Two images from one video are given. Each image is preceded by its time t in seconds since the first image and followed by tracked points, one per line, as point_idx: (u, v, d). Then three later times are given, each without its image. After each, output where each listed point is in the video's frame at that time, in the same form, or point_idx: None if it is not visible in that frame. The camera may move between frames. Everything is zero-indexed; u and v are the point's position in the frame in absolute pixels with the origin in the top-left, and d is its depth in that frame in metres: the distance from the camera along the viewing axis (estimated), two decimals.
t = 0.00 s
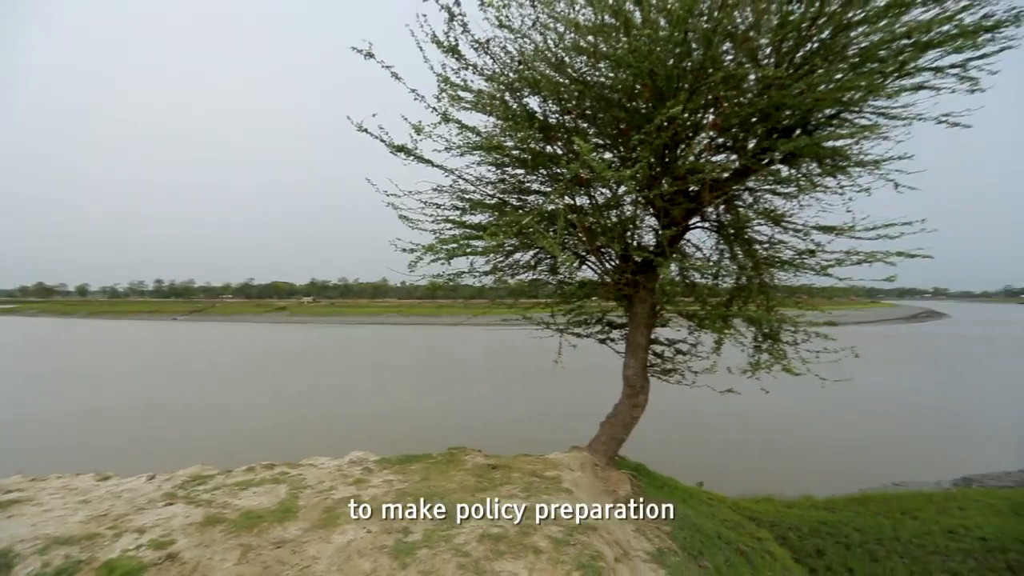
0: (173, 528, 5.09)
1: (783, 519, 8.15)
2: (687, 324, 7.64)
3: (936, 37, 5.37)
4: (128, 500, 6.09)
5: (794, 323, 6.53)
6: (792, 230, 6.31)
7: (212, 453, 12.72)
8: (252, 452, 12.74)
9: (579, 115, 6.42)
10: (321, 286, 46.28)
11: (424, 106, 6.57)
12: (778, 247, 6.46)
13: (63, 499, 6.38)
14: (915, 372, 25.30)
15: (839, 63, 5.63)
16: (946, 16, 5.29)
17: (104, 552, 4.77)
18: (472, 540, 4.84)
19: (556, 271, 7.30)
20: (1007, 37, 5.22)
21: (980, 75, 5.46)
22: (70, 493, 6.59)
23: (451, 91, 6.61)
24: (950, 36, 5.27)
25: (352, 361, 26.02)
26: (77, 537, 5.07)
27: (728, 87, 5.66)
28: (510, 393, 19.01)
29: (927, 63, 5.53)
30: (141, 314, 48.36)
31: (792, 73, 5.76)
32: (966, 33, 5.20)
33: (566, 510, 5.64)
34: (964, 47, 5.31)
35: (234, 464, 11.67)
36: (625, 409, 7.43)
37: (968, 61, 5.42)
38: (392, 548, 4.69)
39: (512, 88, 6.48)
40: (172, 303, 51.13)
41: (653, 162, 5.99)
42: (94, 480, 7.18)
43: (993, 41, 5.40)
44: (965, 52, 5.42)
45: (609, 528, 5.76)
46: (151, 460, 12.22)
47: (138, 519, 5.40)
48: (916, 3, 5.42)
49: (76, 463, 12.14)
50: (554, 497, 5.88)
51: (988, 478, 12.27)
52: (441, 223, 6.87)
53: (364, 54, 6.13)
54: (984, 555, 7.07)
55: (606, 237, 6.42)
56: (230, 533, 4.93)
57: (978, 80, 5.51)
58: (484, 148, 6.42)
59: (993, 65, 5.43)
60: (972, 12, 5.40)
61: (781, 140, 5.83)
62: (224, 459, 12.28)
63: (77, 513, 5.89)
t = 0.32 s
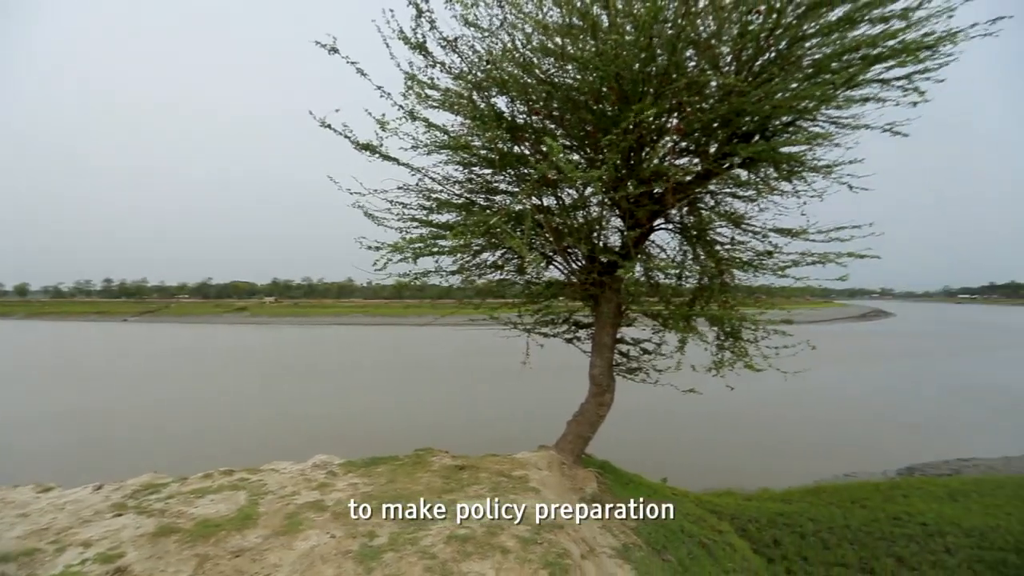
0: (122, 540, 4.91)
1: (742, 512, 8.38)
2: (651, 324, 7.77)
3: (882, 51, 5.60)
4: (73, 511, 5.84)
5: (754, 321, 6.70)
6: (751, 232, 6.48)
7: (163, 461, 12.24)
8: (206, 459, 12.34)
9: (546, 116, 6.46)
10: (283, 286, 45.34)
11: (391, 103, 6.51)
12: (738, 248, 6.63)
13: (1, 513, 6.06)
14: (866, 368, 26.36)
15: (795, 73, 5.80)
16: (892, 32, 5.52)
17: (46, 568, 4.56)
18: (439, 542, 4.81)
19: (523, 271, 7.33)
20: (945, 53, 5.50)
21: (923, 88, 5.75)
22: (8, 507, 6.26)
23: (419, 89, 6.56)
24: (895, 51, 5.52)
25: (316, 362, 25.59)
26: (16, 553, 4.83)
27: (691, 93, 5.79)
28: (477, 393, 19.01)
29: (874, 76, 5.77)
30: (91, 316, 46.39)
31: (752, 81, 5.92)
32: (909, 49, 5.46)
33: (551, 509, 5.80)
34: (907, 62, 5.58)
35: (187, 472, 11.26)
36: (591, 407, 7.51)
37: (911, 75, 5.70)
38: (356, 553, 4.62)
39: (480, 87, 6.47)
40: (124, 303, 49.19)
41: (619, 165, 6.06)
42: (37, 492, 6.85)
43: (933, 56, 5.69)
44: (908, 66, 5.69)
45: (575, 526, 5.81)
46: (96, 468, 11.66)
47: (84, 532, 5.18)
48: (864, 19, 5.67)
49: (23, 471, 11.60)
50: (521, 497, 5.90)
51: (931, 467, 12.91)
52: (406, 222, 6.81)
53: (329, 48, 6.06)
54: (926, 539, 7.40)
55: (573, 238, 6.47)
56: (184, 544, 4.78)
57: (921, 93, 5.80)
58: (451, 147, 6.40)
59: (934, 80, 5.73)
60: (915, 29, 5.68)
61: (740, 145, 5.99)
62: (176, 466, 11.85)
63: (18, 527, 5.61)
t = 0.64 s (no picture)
0: (76, 552, 4.74)
1: (710, 507, 8.54)
2: (623, 323, 7.85)
3: (842, 60, 5.76)
4: (24, 523, 5.60)
5: (723, 321, 6.82)
6: (720, 234, 6.60)
7: (123, 467, 11.84)
8: (165, 465, 11.95)
9: (519, 117, 6.47)
10: (250, 286, 44.41)
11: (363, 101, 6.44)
12: (708, 250, 6.75)
13: None
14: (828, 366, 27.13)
15: (761, 78, 5.92)
16: (851, 42, 5.69)
17: None
18: (411, 544, 4.77)
19: (496, 271, 7.33)
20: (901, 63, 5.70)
21: (880, 97, 5.94)
22: None
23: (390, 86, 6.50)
24: (854, 60, 5.68)
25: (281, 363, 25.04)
26: None
27: (661, 96, 5.88)
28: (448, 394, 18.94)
29: (835, 83, 5.94)
30: (45, 317, 44.57)
31: (720, 86, 6.04)
32: (867, 58, 5.64)
33: (523, 509, 5.80)
34: (865, 70, 5.75)
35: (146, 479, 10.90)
36: (565, 406, 7.55)
37: (869, 84, 5.88)
38: (326, 558, 4.54)
39: (453, 87, 6.45)
40: (80, 303, 47.40)
41: (591, 166, 6.11)
42: None
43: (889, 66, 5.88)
44: (867, 74, 5.87)
45: (548, 525, 5.84)
46: (53, 475, 11.24)
47: (35, 545, 4.98)
48: (825, 29, 5.84)
49: None
50: (494, 497, 5.91)
51: (887, 460, 13.38)
52: (378, 221, 6.75)
53: (299, 43, 5.96)
54: (882, 527, 7.64)
55: (546, 238, 6.47)
56: (144, 554, 4.63)
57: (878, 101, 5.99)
58: (424, 146, 6.35)
59: (890, 88, 5.92)
60: (873, 40, 5.87)
61: (709, 149, 6.09)
62: (130, 473, 11.42)
63: None
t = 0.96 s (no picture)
0: (27, 565, 4.55)
1: (680, 503, 8.67)
2: (596, 323, 7.91)
3: (806, 66, 5.91)
4: None
5: (693, 321, 6.91)
6: (691, 235, 6.70)
7: (82, 473, 11.44)
8: (123, 471, 11.55)
9: (493, 117, 6.46)
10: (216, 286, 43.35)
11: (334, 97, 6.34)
12: (679, 250, 6.84)
13: None
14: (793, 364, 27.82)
15: (730, 83, 6.03)
16: (814, 49, 5.85)
17: None
18: (383, 547, 4.72)
19: (470, 271, 7.30)
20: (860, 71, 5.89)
21: (841, 103, 6.13)
22: None
23: (363, 83, 6.42)
24: (816, 67, 5.83)
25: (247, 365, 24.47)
26: None
27: (634, 99, 5.94)
28: (421, 394, 18.82)
29: (799, 89, 6.10)
30: None
31: (690, 90, 6.13)
32: (828, 66, 5.80)
33: (498, 509, 5.82)
34: (827, 78, 5.92)
35: (106, 486, 10.57)
36: (538, 406, 7.57)
37: (831, 90, 6.06)
38: (295, 564, 4.46)
39: (427, 85, 6.40)
40: (34, 303, 45.54)
41: (565, 167, 6.13)
42: None
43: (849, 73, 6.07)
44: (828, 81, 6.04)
45: (522, 524, 5.85)
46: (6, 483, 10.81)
47: None
48: (790, 36, 5.99)
49: None
50: (468, 497, 5.89)
51: (848, 453, 13.81)
52: (350, 220, 6.66)
53: (266, 38, 5.84)
54: (842, 518, 7.87)
55: (520, 238, 6.46)
56: (100, 566, 4.47)
57: (839, 107, 6.17)
58: (396, 145, 6.30)
59: (850, 95, 6.12)
60: (834, 47, 6.05)
61: (679, 151, 6.17)
62: (90, 479, 11.05)
63: None
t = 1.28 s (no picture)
0: None
1: (654, 500, 8.77)
2: (571, 323, 7.94)
3: (774, 74, 6.04)
4: None
5: (666, 320, 7.00)
6: (664, 236, 6.77)
7: (41, 479, 11.02)
8: (87, 476, 11.17)
9: (469, 116, 6.44)
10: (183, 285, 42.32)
11: (307, 93, 6.23)
12: (652, 251, 6.91)
13: None
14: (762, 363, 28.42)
15: (701, 88, 6.12)
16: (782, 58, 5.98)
17: None
18: (357, 551, 4.65)
19: (446, 271, 7.26)
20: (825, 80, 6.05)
21: (807, 110, 6.29)
22: None
23: (336, 80, 6.32)
24: (783, 75, 5.96)
25: (217, 366, 23.93)
26: None
27: (608, 101, 5.98)
28: (396, 395, 18.67)
29: (767, 96, 6.23)
30: None
31: (664, 94, 6.20)
32: (795, 74, 5.94)
33: (474, 510, 5.81)
34: (793, 86, 6.07)
35: (67, 492, 10.21)
36: (513, 406, 7.57)
37: (797, 98, 6.22)
38: (265, 570, 4.36)
39: (401, 83, 6.35)
40: None
41: (540, 167, 6.14)
42: None
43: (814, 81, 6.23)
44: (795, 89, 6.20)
45: (497, 525, 5.84)
46: None
47: None
48: (759, 43, 6.11)
49: None
50: (442, 498, 5.86)
51: (815, 449, 14.18)
52: (323, 218, 6.56)
53: (235, 30, 5.69)
54: (808, 511, 8.06)
55: (495, 238, 6.45)
56: None
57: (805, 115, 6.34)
58: (371, 143, 6.22)
59: (815, 103, 6.29)
60: (801, 56, 6.20)
61: (653, 154, 6.25)
62: (51, 485, 10.67)
63: None
